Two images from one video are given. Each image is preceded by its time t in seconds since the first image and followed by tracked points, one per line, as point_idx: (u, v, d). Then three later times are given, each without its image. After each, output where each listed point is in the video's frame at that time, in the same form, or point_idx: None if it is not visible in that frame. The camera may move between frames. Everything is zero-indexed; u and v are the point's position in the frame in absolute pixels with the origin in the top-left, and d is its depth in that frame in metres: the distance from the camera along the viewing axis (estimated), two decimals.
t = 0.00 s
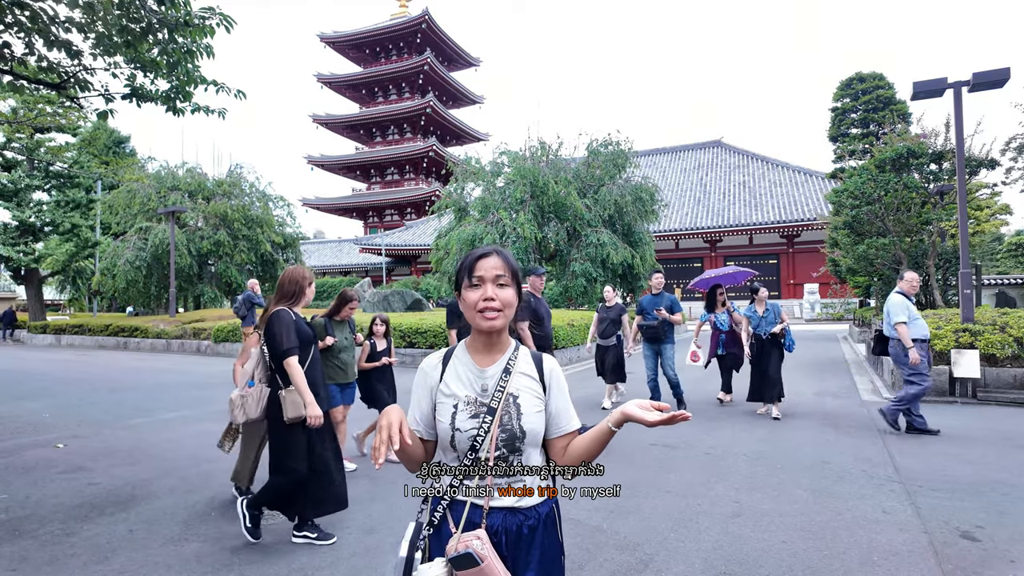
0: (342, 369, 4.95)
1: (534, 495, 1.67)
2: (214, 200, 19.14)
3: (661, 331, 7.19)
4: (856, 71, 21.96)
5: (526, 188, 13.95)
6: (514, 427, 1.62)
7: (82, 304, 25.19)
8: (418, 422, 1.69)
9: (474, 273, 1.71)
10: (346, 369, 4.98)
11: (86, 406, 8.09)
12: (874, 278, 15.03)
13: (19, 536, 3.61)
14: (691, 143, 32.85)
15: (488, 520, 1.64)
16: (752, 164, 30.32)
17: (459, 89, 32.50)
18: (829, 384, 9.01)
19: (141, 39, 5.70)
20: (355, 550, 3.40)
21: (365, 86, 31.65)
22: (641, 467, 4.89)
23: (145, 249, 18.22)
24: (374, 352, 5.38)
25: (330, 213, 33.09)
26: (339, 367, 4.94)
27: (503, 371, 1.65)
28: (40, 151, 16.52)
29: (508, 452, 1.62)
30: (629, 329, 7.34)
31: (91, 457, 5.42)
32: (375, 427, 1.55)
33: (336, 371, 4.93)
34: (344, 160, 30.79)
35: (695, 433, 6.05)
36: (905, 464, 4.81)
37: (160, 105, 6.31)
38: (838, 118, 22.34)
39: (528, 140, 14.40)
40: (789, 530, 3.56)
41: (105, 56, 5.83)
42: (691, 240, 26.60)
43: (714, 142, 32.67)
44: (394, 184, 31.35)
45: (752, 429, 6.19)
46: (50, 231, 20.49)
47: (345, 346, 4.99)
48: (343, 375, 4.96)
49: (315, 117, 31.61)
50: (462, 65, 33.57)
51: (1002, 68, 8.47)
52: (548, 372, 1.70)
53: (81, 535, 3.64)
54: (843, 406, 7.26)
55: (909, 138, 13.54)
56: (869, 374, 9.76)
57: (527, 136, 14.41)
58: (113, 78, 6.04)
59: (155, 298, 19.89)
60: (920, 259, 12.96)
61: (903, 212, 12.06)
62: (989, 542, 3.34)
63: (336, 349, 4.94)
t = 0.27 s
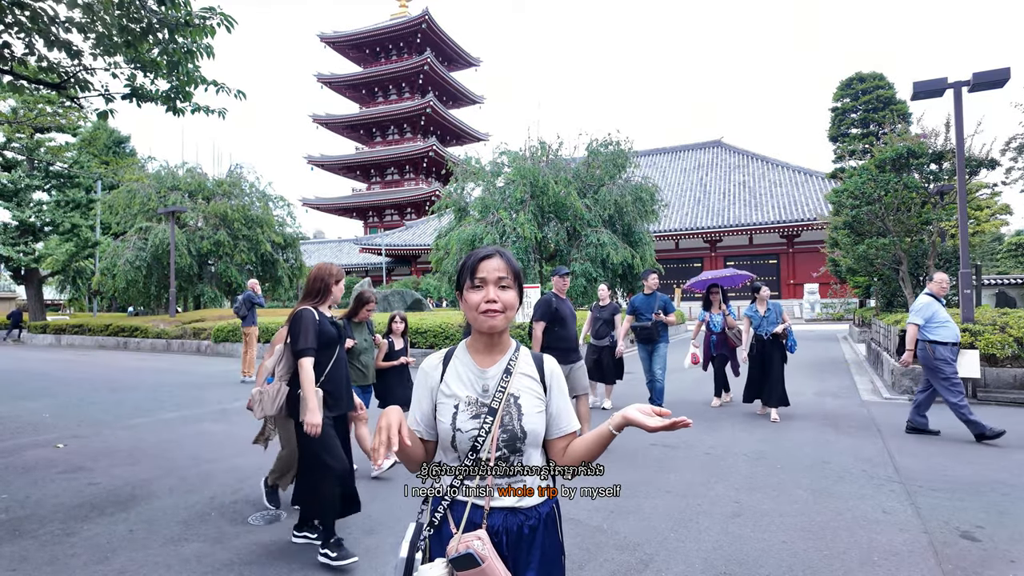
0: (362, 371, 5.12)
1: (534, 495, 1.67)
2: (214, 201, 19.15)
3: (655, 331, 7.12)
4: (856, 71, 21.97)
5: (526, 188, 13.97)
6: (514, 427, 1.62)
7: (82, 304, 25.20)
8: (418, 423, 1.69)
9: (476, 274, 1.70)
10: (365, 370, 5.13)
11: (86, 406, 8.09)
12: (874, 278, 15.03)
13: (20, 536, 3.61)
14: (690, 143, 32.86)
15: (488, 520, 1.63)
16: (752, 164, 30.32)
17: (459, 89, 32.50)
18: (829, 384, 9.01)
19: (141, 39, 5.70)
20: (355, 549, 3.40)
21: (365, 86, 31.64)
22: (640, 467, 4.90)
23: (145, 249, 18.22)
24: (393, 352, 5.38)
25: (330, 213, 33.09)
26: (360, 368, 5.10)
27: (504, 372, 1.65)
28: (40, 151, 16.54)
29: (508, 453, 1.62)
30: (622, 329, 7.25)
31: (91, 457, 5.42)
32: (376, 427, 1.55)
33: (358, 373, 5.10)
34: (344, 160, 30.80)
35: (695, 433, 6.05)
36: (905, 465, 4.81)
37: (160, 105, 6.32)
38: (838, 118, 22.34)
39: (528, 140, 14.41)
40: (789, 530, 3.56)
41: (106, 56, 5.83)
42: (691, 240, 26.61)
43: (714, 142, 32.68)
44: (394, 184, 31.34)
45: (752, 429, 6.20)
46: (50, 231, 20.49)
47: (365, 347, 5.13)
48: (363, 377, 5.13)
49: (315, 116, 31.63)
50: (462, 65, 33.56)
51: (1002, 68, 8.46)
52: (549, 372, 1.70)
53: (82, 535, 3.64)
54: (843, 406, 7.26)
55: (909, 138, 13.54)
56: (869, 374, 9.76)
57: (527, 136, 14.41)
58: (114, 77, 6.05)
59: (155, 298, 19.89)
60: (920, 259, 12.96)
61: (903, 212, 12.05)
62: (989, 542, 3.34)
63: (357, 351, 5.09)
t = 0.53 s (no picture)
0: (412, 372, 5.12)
1: (539, 495, 1.68)
2: (216, 201, 19.18)
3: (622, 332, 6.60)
4: (857, 71, 21.96)
5: (527, 188, 13.98)
6: (518, 426, 1.63)
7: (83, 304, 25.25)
8: (422, 423, 1.70)
9: (481, 275, 1.71)
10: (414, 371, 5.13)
11: (87, 406, 8.10)
12: (875, 278, 15.04)
13: (23, 536, 3.62)
14: (691, 143, 32.87)
15: (492, 519, 1.64)
16: (753, 164, 30.32)
17: (460, 89, 32.52)
18: (829, 385, 9.01)
19: (144, 39, 5.71)
20: (356, 549, 3.41)
21: (365, 86, 31.65)
22: (642, 467, 4.91)
23: (146, 249, 18.25)
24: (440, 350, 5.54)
25: (331, 213, 33.12)
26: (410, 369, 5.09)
27: (507, 371, 1.66)
28: (42, 152, 16.57)
29: (512, 451, 1.63)
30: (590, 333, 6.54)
31: (92, 457, 5.43)
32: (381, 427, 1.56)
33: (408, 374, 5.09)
34: (345, 160, 30.82)
35: (696, 433, 6.06)
36: (906, 465, 4.82)
37: (162, 106, 6.33)
38: (840, 118, 22.33)
39: (529, 141, 14.42)
40: (790, 530, 3.57)
41: (108, 57, 5.83)
42: (692, 240, 26.62)
43: (715, 143, 32.68)
44: (394, 184, 31.35)
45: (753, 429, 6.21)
46: (52, 231, 20.53)
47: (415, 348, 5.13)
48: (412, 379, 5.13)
49: (316, 117, 31.65)
50: (463, 65, 33.58)
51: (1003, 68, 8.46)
52: (552, 372, 1.71)
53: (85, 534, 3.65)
54: (844, 406, 7.26)
55: (911, 138, 13.54)
56: (870, 374, 9.76)
57: (528, 137, 14.43)
58: (116, 78, 6.06)
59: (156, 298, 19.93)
60: (922, 259, 12.96)
61: (904, 212, 12.03)
62: (990, 543, 3.34)
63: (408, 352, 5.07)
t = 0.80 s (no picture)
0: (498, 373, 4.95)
1: (539, 495, 1.69)
2: (216, 201, 19.19)
3: (602, 339, 5.64)
4: (857, 71, 21.96)
5: (527, 188, 13.99)
6: (519, 425, 1.63)
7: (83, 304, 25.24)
8: (422, 422, 1.70)
9: (482, 272, 1.71)
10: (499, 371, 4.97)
11: (88, 406, 8.10)
12: (876, 278, 15.03)
13: (23, 536, 3.62)
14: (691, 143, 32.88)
15: (493, 519, 1.64)
16: (753, 164, 30.32)
17: (460, 89, 32.52)
18: (829, 385, 9.01)
19: (145, 39, 5.72)
20: (356, 549, 3.41)
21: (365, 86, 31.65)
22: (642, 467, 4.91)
23: (146, 249, 18.24)
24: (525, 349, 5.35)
25: (331, 213, 33.11)
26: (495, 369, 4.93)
27: (507, 370, 1.66)
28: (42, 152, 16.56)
29: (512, 451, 1.63)
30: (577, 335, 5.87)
31: (93, 457, 5.43)
32: (382, 427, 1.56)
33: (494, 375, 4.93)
34: (345, 160, 30.82)
35: (697, 433, 6.05)
36: (906, 464, 4.82)
37: (162, 105, 6.34)
38: (840, 118, 22.33)
39: (529, 141, 14.42)
40: (790, 530, 3.57)
41: (109, 57, 5.84)
42: (692, 240, 26.62)
43: (715, 142, 32.68)
44: (394, 184, 31.35)
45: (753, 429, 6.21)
46: (52, 231, 20.52)
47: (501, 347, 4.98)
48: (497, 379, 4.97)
49: (316, 117, 31.65)
50: (463, 65, 33.58)
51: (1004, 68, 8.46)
52: (552, 371, 1.71)
53: (85, 534, 3.65)
54: (844, 406, 7.26)
55: (911, 138, 13.54)
56: (870, 374, 9.76)
57: (528, 137, 14.43)
58: (117, 78, 6.07)
59: (156, 298, 19.94)
60: (922, 259, 12.95)
61: (904, 212, 12.01)
62: (990, 543, 3.34)
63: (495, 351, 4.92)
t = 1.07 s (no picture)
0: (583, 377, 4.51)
1: (539, 494, 1.69)
2: (216, 201, 19.21)
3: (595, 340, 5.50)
4: (858, 71, 21.95)
5: (528, 188, 14.00)
6: (518, 424, 1.63)
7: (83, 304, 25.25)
8: (422, 421, 1.70)
9: (481, 273, 1.71)
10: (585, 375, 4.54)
11: (88, 406, 8.11)
12: (876, 278, 15.03)
13: (23, 536, 3.62)
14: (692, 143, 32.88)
15: (492, 518, 1.65)
16: (754, 164, 30.32)
17: (460, 89, 32.52)
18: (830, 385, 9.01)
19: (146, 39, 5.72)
20: (357, 549, 3.42)
21: (366, 86, 31.66)
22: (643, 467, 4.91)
23: (146, 249, 18.24)
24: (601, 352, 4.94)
25: (331, 213, 33.11)
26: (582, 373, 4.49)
27: (507, 369, 1.66)
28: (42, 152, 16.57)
29: (512, 450, 1.63)
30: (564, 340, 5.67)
31: (93, 457, 5.43)
32: (381, 426, 1.56)
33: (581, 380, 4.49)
34: (345, 160, 30.83)
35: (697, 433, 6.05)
36: (906, 465, 4.82)
37: (163, 105, 6.34)
38: (840, 118, 22.32)
39: (529, 141, 14.42)
40: (791, 530, 3.57)
41: (110, 57, 5.84)
42: (693, 240, 26.62)
43: (715, 142, 32.68)
44: (394, 184, 31.35)
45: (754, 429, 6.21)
46: (53, 231, 20.52)
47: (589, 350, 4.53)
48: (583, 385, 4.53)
49: (316, 117, 31.65)
50: (464, 65, 33.58)
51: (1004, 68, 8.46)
52: (552, 370, 1.71)
53: (85, 534, 3.65)
54: (845, 406, 7.26)
55: (911, 138, 13.55)
56: (871, 375, 9.76)
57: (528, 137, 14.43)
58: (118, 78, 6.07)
59: (156, 298, 19.94)
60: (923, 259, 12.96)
61: (905, 212, 12.00)
62: (991, 543, 3.35)
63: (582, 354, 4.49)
